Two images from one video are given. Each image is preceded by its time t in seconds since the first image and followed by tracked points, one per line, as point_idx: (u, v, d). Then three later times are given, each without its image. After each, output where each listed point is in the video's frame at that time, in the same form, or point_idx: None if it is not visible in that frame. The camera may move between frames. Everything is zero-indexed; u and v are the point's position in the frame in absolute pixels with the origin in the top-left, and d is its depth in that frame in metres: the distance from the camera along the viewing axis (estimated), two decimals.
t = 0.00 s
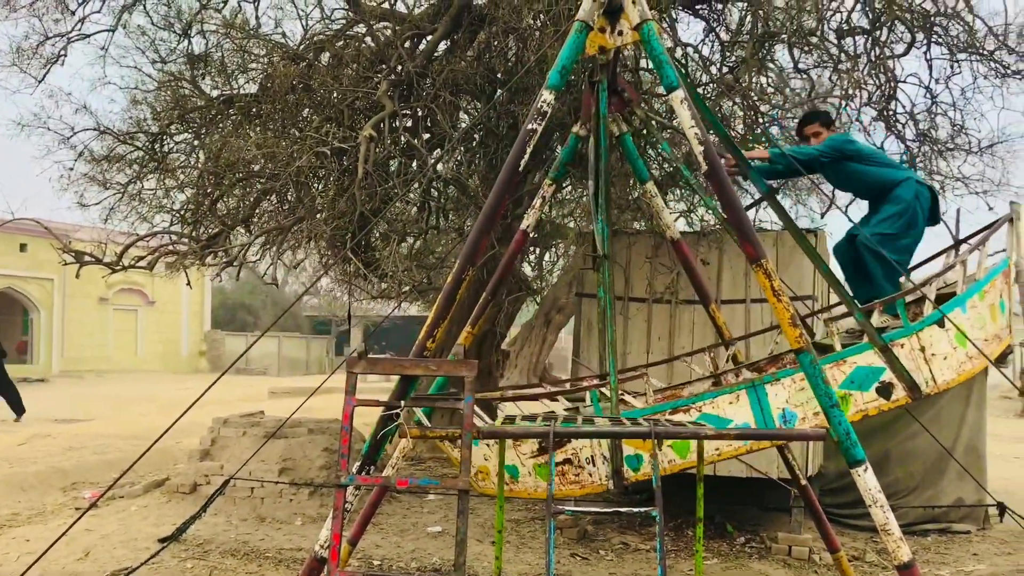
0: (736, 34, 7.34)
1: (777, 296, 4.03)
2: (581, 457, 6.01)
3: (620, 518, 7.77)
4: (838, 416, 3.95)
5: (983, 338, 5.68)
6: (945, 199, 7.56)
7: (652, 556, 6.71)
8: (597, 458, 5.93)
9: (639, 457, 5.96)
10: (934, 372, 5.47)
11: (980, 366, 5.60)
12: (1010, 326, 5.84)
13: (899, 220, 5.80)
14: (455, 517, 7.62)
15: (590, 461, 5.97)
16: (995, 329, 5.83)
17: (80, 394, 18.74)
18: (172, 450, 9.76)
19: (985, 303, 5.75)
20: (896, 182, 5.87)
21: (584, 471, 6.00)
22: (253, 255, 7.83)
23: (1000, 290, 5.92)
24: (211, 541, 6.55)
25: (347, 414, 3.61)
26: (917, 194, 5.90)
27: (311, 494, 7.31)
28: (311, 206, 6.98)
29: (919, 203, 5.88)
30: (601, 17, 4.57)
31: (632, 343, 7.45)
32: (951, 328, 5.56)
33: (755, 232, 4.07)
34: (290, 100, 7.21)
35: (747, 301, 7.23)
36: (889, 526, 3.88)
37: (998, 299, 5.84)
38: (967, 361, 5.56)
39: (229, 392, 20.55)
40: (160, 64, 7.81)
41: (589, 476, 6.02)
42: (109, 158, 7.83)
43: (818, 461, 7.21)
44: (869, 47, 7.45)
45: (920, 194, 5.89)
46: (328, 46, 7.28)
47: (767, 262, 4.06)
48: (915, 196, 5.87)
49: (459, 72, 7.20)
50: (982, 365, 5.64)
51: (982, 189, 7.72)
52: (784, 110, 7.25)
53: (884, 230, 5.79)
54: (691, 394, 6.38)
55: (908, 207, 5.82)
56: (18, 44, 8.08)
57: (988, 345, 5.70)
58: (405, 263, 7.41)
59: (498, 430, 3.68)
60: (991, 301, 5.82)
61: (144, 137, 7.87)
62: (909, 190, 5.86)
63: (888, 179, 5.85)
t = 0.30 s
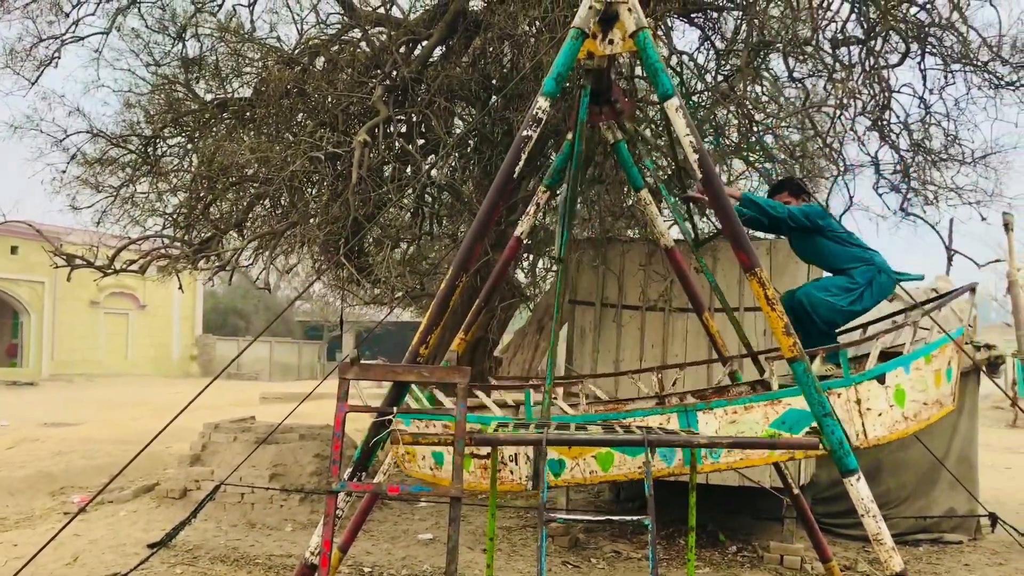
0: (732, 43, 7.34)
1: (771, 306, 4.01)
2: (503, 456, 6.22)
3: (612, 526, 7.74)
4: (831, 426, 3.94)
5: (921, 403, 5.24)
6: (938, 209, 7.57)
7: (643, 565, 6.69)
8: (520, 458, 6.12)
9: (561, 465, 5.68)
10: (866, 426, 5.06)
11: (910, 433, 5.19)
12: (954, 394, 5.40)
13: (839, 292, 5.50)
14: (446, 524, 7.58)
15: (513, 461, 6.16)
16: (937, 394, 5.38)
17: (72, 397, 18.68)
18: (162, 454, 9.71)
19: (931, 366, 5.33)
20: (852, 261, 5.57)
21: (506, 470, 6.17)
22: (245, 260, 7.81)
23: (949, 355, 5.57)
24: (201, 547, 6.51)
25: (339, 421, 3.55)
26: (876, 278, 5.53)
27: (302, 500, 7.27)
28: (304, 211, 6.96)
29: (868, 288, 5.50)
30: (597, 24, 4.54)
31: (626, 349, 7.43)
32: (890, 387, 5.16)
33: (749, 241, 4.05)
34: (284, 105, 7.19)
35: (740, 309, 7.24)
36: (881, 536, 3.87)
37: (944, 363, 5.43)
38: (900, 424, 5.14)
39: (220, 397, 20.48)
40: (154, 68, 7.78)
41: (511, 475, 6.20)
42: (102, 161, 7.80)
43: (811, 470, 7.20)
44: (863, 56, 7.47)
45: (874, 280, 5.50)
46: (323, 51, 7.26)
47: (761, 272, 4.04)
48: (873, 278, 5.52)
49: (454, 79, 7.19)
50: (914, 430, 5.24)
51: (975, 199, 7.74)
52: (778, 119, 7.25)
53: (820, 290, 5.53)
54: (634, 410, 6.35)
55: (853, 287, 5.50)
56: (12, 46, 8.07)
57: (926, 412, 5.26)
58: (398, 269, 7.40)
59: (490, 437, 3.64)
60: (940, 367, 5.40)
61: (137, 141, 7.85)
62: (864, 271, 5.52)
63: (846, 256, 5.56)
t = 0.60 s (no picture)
0: (731, 50, 7.36)
1: (769, 312, 4.00)
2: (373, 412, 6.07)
3: (610, 533, 7.72)
4: (829, 433, 3.93)
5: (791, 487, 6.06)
6: (936, 217, 7.59)
7: (642, 572, 6.66)
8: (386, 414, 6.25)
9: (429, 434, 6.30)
10: (727, 491, 5.99)
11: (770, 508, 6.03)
12: (831, 490, 6.09)
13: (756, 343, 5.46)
14: (443, 530, 7.56)
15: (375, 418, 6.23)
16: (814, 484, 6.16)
17: (69, 402, 18.66)
18: (160, 460, 9.70)
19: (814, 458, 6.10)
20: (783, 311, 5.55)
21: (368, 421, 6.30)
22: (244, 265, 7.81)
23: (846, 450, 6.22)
24: (198, 553, 6.49)
25: (337, 427, 3.53)
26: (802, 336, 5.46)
27: (300, 506, 7.25)
28: (303, 217, 6.95)
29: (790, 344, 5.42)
30: (595, 30, 4.54)
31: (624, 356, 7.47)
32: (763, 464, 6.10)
33: (748, 248, 4.05)
34: (283, 110, 7.20)
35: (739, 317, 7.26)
36: (880, 544, 3.85)
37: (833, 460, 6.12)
38: (762, 498, 6.02)
39: (217, 402, 20.45)
40: (153, 73, 7.79)
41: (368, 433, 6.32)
42: (101, 166, 7.80)
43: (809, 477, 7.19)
44: (862, 64, 7.49)
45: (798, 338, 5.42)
46: (323, 57, 7.27)
47: (760, 278, 4.03)
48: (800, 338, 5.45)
49: (453, 85, 7.20)
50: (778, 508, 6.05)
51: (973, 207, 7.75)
52: (777, 126, 7.25)
53: (742, 342, 5.47)
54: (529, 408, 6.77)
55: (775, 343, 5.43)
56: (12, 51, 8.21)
57: (795, 495, 6.04)
58: (397, 275, 7.41)
59: (489, 444, 3.62)
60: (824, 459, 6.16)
61: (136, 146, 7.85)
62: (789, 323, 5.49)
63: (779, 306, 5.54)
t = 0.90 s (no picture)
0: (731, 52, 7.36)
1: (771, 314, 3.99)
2: (270, 319, 5.54)
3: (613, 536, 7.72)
4: (832, 435, 3.91)
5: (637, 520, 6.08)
6: (937, 218, 7.58)
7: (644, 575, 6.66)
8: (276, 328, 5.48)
9: (311, 360, 5.47)
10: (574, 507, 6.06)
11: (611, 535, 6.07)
12: (681, 539, 6.09)
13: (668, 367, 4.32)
14: (445, 533, 7.56)
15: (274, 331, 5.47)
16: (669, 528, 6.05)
17: (70, 406, 18.66)
18: (160, 464, 9.68)
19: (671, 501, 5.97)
20: (709, 327, 4.36)
21: (265, 331, 5.55)
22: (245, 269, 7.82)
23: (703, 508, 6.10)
24: (199, 557, 6.48)
25: (338, 430, 3.52)
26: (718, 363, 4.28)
27: (301, 509, 7.23)
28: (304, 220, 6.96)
29: (708, 370, 4.29)
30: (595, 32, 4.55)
31: (626, 359, 7.41)
32: (619, 492, 6.16)
33: (750, 250, 4.04)
34: (284, 113, 7.19)
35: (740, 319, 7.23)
36: (883, 546, 3.84)
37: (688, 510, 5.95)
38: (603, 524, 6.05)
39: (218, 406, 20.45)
40: (154, 76, 7.79)
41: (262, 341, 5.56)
42: (102, 169, 7.80)
43: (812, 480, 7.18)
44: (863, 66, 7.48)
45: (717, 362, 4.29)
46: (323, 60, 7.25)
47: (762, 280, 4.02)
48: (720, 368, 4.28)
49: (454, 88, 7.18)
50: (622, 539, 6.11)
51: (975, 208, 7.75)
52: (778, 128, 7.24)
53: (664, 371, 4.30)
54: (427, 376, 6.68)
55: (693, 369, 4.27)
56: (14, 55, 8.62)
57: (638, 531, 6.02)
58: (398, 278, 7.42)
59: (491, 446, 3.61)
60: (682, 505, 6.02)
61: (137, 149, 7.85)
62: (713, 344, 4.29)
63: (705, 320, 4.36)
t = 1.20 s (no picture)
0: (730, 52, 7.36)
1: (771, 314, 3.99)
2: (225, 254, 5.66)
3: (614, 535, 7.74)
4: (832, 434, 3.91)
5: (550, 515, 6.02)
6: (936, 217, 7.58)
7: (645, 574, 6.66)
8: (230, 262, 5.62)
9: (257, 301, 5.46)
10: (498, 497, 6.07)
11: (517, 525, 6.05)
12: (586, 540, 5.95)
13: (586, 355, 4.24)
14: (446, 534, 7.57)
15: (228, 267, 5.61)
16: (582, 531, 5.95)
17: (70, 408, 18.66)
18: (160, 465, 9.70)
19: (585, 505, 5.90)
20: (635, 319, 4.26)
21: (219, 265, 5.67)
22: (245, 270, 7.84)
23: (616, 514, 5.88)
24: (201, 558, 6.49)
25: (338, 431, 3.52)
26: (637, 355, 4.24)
27: (302, 511, 7.24)
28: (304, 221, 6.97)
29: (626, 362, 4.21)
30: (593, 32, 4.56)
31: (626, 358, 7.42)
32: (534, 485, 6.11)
33: (749, 249, 4.03)
34: (283, 115, 7.20)
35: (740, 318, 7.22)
36: (884, 544, 3.84)
37: (601, 517, 5.87)
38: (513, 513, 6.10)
39: (218, 407, 20.45)
40: (153, 78, 7.80)
41: (214, 274, 5.69)
42: (102, 172, 7.81)
43: (812, 479, 7.19)
44: (861, 65, 7.48)
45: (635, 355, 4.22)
46: (322, 61, 7.25)
47: (761, 280, 4.02)
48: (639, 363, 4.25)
49: (453, 88, 7.17)
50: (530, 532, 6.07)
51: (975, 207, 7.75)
52: (777, 127, 7.24)
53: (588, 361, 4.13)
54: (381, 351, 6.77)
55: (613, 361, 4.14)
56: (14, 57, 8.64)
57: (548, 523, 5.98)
58: (398, 278, 7.45)
59: (491, 446, 3.61)
60: (595, 510, 5.94)
61: (137, 151, 7.86)
62: (638, 334, 4.20)
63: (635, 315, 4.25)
